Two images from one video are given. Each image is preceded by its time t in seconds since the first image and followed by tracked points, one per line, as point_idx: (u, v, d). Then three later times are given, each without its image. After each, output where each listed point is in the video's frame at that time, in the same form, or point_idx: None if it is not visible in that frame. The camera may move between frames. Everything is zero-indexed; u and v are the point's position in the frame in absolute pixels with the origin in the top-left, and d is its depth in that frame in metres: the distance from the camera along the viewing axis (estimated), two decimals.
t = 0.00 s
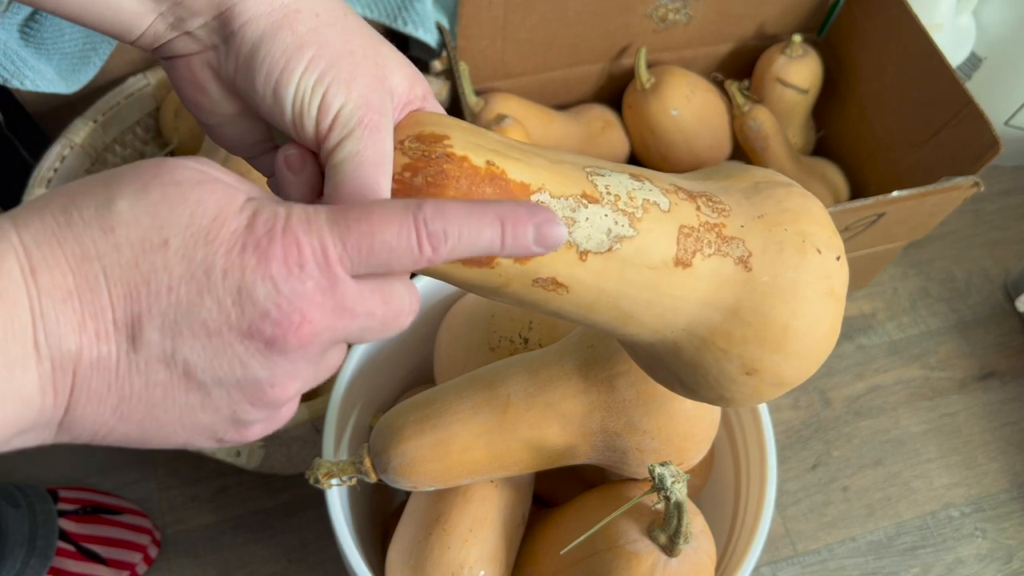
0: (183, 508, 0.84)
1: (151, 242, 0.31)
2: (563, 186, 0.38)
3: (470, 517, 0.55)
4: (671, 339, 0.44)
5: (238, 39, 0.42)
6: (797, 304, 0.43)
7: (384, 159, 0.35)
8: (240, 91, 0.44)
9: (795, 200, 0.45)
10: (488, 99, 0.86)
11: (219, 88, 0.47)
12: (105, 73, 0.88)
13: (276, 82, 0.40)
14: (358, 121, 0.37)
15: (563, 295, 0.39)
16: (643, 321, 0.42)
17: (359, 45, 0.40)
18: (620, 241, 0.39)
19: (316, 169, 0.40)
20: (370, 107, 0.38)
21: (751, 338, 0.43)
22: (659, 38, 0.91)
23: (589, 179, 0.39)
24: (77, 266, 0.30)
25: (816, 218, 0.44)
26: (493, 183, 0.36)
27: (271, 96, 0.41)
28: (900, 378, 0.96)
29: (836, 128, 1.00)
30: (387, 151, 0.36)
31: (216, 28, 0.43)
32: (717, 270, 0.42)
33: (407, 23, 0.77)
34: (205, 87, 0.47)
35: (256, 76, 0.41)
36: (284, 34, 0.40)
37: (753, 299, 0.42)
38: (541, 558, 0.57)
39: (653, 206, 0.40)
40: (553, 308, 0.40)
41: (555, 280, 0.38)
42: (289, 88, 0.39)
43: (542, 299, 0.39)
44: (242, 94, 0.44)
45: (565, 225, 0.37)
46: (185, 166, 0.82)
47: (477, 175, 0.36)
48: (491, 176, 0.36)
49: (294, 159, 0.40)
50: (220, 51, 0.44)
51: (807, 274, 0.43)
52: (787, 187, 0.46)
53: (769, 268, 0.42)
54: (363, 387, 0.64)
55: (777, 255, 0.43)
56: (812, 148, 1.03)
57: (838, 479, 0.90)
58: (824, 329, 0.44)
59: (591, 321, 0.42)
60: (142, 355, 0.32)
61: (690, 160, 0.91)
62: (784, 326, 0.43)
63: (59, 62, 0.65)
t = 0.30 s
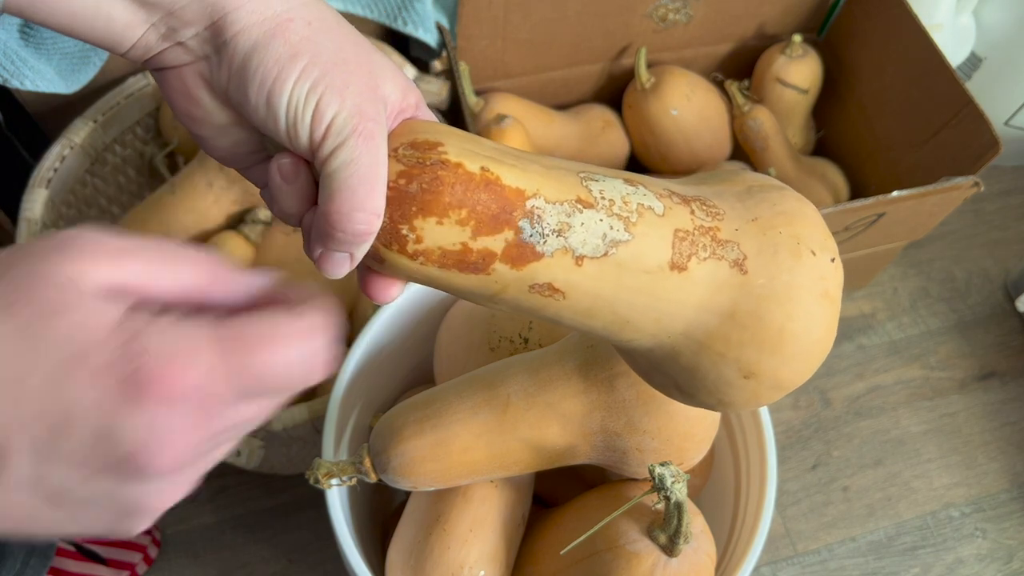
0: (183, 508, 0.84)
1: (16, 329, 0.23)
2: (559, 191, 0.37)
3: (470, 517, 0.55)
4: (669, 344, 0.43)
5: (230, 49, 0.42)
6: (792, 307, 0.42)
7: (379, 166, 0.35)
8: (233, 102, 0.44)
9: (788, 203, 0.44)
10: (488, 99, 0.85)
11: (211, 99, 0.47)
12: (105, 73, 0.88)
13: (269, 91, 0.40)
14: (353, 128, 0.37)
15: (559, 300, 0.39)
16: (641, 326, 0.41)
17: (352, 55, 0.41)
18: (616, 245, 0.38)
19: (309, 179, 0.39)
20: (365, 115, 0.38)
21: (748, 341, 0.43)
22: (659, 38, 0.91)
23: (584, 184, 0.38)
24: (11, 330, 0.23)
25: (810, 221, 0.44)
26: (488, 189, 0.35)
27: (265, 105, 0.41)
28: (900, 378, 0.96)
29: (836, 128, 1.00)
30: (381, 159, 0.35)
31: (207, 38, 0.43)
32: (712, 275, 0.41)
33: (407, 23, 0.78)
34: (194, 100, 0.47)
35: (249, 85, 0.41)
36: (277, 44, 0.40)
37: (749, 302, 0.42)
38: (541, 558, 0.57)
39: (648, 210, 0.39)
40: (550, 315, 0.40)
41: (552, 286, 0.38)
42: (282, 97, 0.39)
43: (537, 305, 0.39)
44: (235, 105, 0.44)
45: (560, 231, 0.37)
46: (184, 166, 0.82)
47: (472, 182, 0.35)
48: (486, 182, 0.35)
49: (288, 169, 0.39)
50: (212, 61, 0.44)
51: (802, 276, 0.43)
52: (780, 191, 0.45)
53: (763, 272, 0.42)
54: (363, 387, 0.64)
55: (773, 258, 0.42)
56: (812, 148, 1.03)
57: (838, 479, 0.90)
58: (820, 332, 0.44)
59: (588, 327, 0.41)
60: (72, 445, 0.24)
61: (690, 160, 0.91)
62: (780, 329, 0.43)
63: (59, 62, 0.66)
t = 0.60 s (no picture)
0: (183, 508, 0.84)
1: None
2: (562, 193, 0.37)
3: (469, 517, 0.55)
4: (674, 346, 0.43)
5: (232, 54, 0.42)
6: (796, 305, 0.42)
7: (383, 169, 0.35)
8: (235, 107, 0.44)
9: (788, 202, 0.44)
10: (488, 99, 0.85)
11: (213, 104, 0.47)
12: (106, 73, 0.88)
13: (271, 96, 0.40)
14: (356, 132, 0.37)
15: (564, 302, 0.38)
16: (646, 327, 0.41)
17: (354, 59, 0.41)
18: (620, 246, 0.38)
19: (312, 183, 0.40)
20: (367, 119, 0.38)
21: (753, 341, 0.43)
22: (659, 38, 0.91)
23: (586, 186, 0.38)
24: None
25: (810, 219, 0.44)
26: (493, 192, 0.35)
27: (267, 111, 0.41)
28: (901, 378, 0.96)
29: (836, 128, 1.00)
30: (386, 161, 0.35)
31: (209, 45, 0.43)
32: (716, 275, 0.41)
33: (407, 23, 0.78)
34: (193, 104, 0.47)
35: (250, 90, 0.41)
36: (279, 48, 0.40)
37: (753, 302, 0.42)
38: (541, 556, 0.57)
39: (650, 210, 0.39)
40: (553, 318, 0.40)
41: (557, 288, 0.37)
42: (285, 101, 0.39)
43: (543, 309, 0.39)
44: (237, 110, 0.44)
45: (565, 232, 0.36)
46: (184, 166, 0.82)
47: (477, 184, 0.35)
48: (490, 184, 0.35)
49: (291, 174, 0.40)
50: (213, 68, 0.44)
51: (804, 274, 0.43)
52: (779, 190, 0.45)
53: (766, 271, 0.42)
54: (363, 386, 0.64)
55: (775, 257, 0.42)
56: (812, 148, 1.03)
57: (838, 479, 0.90)
58: (823, 330, 0.44)
59: (591, 330, 0.41)
60: None
61: (689, 160, 0.91)
62: (784, 327, 0.42)
63: (58, 62, 0.65)
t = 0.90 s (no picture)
0: (183, 508, 0.84)
1: None
2: (574, 197, 0.37)
3: (469, 518, 0.55)
4: (686, 350, 0.43)
5: (243, 58, 0.42)
6: (809, 308, 0.42)
7: (395, 173, 0.35)
8: (245, 110, 0.44)
9: (801, 204, 0.44)
10: (488, 99, 0.85)
11: (224, 107, 0.47)
12: (106, 73, 0.88)
13: (282, 100, 0.40)
14: (368, 136, 0.37)
15: (576, 306, 0.38)
16: (659, 331, 0.41)
17: (366, 61, 0.41)
18: (632, 250, 0.38)
19: (323, 187, 0.40)
20: (379, 123, 0.38)
21: (766, 345, 0.43)
22: (658, 38, 0.91)
23: (598, 188, 0.38)
24: None
25: (823, 221, 0.44)
26: (504, 196, 0.35)
27: (278, 114, 0.41)
28: (901, 378, 0.96)
29: (836, 128, 1.00)
30: (397, 166, 0.35)
31: (220, 48, 0.43)
32: (730, 279, 0.41)
33: (407, 23, 0.78)
34: (204, 108, 0.47)
35: (262, 94, 0.41)
36: (290, 52, 0.40)
37: (766, 306, 0.42)
38: (541, 556, 0.57)
39: (663, 214, 0.39)
40: (566, 322, 0.40)
41: (569, 292, 0.37)
42: (296, 105, 0.39)
43: (555, 313, 0.38)
44: (247, 113, 0.44)
45: (577, 236, 0.36)
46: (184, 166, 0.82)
47: (488, 188, 0.35)
48: (501, 188, 0.35)
49: (302, 177, 0.39)
50: (224, 71, 0.44)
51: (818, 277, 0.42)
52: (792, 193, 0.45)
53: (780, 275, 0.42)
54: (362, 387, 0.64)
55: (788, 261, 0.42)
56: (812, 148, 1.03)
57: (838, 479, 0.90)
58: (837, 333, 0.44)
59: (604, 333, 0.41)
60: None
61: (689, 159, 0.91)
62: (798, 330, 0.42)
63: (59, 62, 0.65)
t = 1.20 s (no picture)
0: (183, 508, 0.84)
1: None
2: (588, 185, 0.37)
3: (469, 517, 0.55)
4: (703, 340, 0.43)
5: (252, 51, 0.42)
6: (828, 294, 0.42)
7: (407, 164, 0.35)
8: (255, 104, 0.44)
9: (814, 190, 0.44)
10: (488, 99, 0.85)
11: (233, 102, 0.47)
12: (106, 72, 0.88)
13: (293, 91, 0.40)
14: (380, 126, 0.37)
15: (593, 297, 0.38)
16: (676, 321, 0.41)
17: (375, 52, 0.41)
18: (648, 238, 0.38)
19: (334, 180, 0.40)
20: (390, 114, 0.38)
21: (784, 332, 0.42)
22: (658, 38, 0.91)
23: (612, 177, 0.38)
24: None
25: (837, 206, 0.44)
26: (518, 185, 0.35)
27: (289, 106, 0.40)
28: (901, 378, 0.96)
29: (835, 128, 1.00)
30: (410, 157, 0.35)
31: (229, 41, 0.43)
32: (746, 267, 0.41)
33: (407, 22, 0.77)
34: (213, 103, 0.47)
35: (272, 86, 0.41)
36: (300, 43, 0.40)
37: (784, 293, 0.42)
38: (541, 556, 0.57)
39: (678, 202, 0.39)
40: (583, 313, 0.39)
41: (586, 282, 0.37)
42: (307, 97, 0.39)
43: (571, 303, 0.38)
44: (257, 106, 0.44)
45: (592, 224, 0.36)
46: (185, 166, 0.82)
47: (502, 179, 0.35)
48: (516, 177, 0.35)
49: (314, 171, 0.40)
50: (234, 64, 0.44)
51: (835, 262, 0.42)
52: (806, 179, 0.45)
53: (798, 261, 0.42)
54: (362, 387, 0.64)
55: (805, 247, 0.42)
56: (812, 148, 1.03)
57: (838, 479, 0.90)
58: (856, 318, 0.43)
59: (621, 324, 0.41)
60: None
61: (688, 157, 0.90)
62: (817, 317, 0.42)
63: (59, 62, 0.65)
